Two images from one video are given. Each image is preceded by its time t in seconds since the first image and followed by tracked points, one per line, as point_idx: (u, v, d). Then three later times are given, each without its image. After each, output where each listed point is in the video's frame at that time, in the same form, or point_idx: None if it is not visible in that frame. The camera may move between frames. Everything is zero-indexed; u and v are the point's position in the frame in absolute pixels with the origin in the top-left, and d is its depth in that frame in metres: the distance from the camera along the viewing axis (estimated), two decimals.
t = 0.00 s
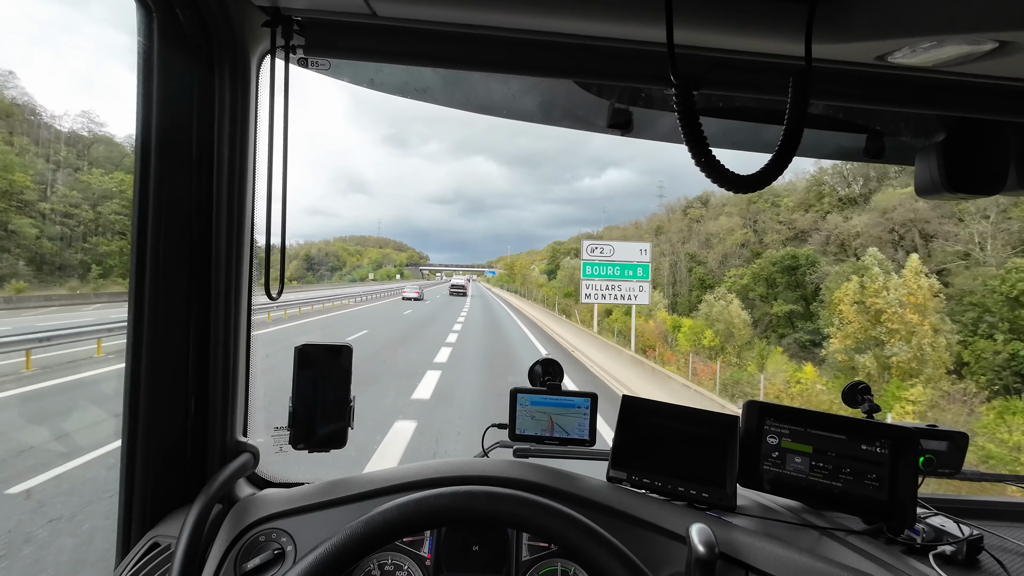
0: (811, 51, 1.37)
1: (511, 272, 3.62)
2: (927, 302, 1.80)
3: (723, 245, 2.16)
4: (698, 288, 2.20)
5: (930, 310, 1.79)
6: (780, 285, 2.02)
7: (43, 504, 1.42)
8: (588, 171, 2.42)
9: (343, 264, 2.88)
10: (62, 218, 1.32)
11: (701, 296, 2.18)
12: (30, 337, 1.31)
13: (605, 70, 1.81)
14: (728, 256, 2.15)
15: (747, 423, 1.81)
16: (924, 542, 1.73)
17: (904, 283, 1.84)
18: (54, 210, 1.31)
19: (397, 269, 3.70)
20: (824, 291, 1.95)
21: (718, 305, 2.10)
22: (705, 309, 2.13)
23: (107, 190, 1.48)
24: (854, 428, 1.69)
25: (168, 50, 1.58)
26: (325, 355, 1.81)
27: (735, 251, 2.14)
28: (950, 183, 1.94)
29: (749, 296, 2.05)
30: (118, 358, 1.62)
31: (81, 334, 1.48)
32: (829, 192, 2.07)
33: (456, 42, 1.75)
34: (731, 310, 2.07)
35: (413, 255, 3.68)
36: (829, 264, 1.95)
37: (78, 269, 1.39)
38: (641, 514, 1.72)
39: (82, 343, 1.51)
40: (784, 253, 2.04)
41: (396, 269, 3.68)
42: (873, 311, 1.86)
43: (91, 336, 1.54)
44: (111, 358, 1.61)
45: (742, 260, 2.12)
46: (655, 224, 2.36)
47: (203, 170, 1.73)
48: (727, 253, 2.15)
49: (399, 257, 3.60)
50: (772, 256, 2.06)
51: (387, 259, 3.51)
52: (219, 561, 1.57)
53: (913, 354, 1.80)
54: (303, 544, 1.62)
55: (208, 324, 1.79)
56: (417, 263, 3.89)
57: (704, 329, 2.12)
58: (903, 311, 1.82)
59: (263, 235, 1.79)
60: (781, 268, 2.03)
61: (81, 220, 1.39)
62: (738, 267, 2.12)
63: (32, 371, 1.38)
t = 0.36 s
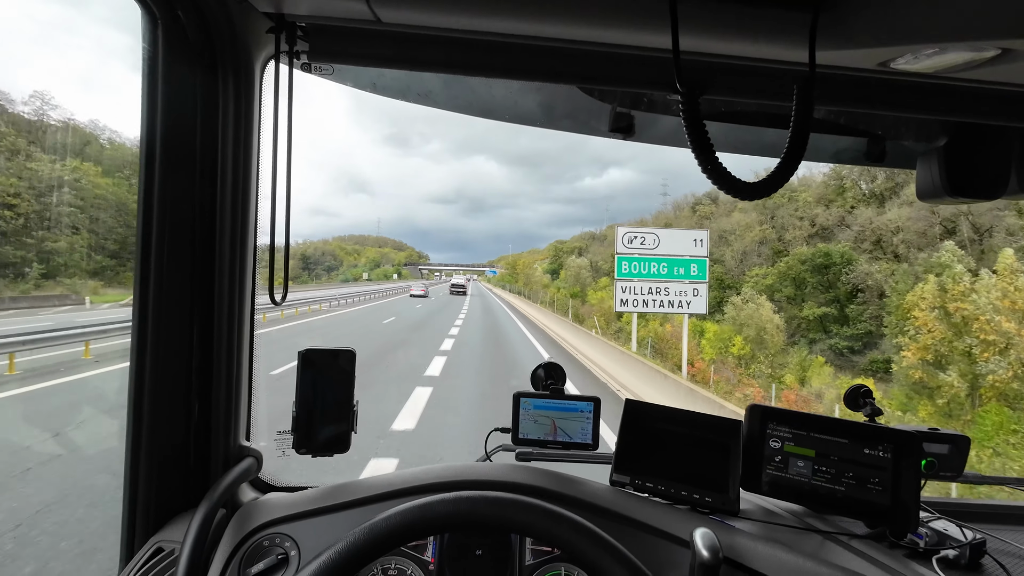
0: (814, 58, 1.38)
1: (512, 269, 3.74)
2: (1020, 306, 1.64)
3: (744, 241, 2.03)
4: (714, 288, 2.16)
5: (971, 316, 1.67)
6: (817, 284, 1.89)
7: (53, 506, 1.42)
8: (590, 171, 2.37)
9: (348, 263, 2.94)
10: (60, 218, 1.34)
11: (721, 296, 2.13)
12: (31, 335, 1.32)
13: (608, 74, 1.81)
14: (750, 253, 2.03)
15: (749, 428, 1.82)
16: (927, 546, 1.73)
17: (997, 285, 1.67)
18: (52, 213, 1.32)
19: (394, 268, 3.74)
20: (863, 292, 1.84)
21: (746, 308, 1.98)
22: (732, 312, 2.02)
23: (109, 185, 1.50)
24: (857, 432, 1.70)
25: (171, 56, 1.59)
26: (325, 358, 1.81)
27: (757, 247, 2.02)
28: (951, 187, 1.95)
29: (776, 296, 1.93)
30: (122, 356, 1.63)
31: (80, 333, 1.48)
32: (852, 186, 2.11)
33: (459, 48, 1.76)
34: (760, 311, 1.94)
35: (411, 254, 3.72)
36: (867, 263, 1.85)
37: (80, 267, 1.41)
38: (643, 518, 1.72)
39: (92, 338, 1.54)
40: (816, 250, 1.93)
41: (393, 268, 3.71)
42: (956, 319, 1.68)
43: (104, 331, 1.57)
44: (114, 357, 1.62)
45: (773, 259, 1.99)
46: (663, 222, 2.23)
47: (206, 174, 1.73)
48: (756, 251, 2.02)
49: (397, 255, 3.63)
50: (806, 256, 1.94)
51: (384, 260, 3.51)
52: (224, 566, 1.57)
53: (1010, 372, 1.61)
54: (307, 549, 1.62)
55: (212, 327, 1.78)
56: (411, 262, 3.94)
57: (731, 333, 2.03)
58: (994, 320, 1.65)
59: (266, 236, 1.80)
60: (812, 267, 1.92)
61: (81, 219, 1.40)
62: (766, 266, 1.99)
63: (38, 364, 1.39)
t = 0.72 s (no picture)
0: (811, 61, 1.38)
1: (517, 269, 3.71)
2: None
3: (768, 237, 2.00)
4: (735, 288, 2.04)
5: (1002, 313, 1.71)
6: (858, 286, 1.87)
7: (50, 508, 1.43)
8: (590, 171, 2.37)
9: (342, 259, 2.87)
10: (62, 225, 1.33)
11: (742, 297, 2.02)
12: (31, 341, 1.32)
13: (605, 77, 1.81)
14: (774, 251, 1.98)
15: (747, 428, 1.82)
16: (923, 547, 1.74)
17: None
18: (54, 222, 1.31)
19: (392, 268, 3.75)
20: (911, 292, 1.75)
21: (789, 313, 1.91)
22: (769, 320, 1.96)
23: (107, 188, 1.48)
24: (854, 433, 1.70)
25: (170, 56, 1.58)
26: (324, 360, 1.81)
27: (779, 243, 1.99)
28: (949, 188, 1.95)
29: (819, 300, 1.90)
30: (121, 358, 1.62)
31: (76, 336, 1.47)
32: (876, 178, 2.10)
33: (457, 50, 1.76)
34: (801, 312, 1.94)
35: (409, 253, 3.74)
36: (913, 262, 1.79)
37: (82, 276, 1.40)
38: (640, 520, 1.73)
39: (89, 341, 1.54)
40: (851, 247, 1.89)
41: (391, 268, 3.73)
42: None
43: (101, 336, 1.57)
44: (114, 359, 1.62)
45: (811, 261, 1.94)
46: (670, 219, 2.12)
47: (204, 178, 1.73)
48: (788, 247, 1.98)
49: (395, 255, 3.65)
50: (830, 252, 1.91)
51: (382, 260, 3.52)
52: (222, 567, 1.58)
53: None
54: (305, 551, 1.62)
55: (210, 330, 1.79)
56: (412, 262, 3.98)
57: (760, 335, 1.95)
58: None
59: (265, 234, 1.82)
60: (848, 267, 1.90)
61: (83, 226, 1.39)
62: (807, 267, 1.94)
63: (35, 372, 1.38)
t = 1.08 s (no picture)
0: (796, 66, 1.40)
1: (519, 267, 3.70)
2: None
3: (788, 233, 1.90)
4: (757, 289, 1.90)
5: None
6: (902, 286, 1.77)
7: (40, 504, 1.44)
8: (590, 171, 2.42)
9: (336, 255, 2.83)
10: (61, 225, 1.34)
11: (765, 299, 1.89)
12: (24, 342, 1.32)
13: (596, 80, 1.83)
14: (799, 248, 1.88)
15: (738, 428, 1.83)
16: (912, 545, 1.75)
17: None
18: (53, 224, 1.33)
19: (389, 268, 3.78)
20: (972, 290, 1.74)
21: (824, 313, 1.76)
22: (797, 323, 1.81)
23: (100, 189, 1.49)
24: (844, 432, 1.72)
25: (165, 60, 1.60)
26: (319, 361, 1.83)
27: (805, 238, 1.88)
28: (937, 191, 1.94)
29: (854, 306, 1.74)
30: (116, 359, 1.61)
31: (70, 335, 1.48)
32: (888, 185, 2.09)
33: (450, 54, 1.77)
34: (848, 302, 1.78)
35: (406, 253, 3.76)
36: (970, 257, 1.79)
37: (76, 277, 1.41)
38: (633, 519, 1.74)
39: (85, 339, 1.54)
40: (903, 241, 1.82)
41: (387, 269, 3.75)
42: None
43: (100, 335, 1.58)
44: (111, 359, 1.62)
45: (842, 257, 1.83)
46: (678, 218, 2.14)
47: (199, 180, 1.74)
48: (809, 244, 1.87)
49: (394, 255, 3.69)
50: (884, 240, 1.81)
51: (379, 260, 3.53)
52: (216, 567, 1.58)
53: None
54: (298, 551, 1.63)
55: (204, 330, 1.80)
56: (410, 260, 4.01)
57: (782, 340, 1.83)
58: None
59: (259, 233, 1.83)
60: (894, 265, 1.78)
61: (79, 226, 1.40)
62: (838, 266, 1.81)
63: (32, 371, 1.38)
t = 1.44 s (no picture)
0: (804, 51, 1.37)
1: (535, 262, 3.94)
2: None
3: (820, 225, 2.01)
4: (787, 289, 2.01)
5: None
6: (962, 286, 1.75)
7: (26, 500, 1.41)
8: (591, 168, 2.53)
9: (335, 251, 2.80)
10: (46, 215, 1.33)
11: (796, 299, 1.99)
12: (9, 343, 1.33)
13: (597, 68, 1.80)
14: (828, 244, 1.98)
15: (739, 422, 1.81)
16: (915, 540, 1.73)
17: None
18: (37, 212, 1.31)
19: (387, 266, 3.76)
20: None
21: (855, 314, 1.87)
22: (831, 328, 1.89)
23: (87, 182, 1.45)
24: (847, 427, 1.69)
25: (153, 47, 1.55)
26: (314, 356, 1.79)
27: (836, 234, 1.99)
28: (941, 180, 1.95)
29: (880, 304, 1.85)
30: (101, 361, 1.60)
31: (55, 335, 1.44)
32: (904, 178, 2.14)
33: (447, 40, 1.74)
34: (892, 302, 1.84)
35: (404, 252, 3.75)
36: None
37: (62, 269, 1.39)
38: (633, 514, 1.72)
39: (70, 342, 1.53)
40: (961, 238, 1.83)
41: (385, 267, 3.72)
42: None
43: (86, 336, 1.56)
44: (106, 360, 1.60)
45: (876, 255, 1.94)
46: (687, 215, 2.35)
47: (191, 172, 1.71)
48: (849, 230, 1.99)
49: (393, 253, 3.68)
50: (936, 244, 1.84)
51: (378, 257, 3.52)
52: (210, 563, 1.56)
53: None
54: (294, 546, 1.61)
55: (198, 324, 1.76)
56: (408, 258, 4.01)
57: (840, 351, 1.85)
58: None
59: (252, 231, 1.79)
60: (953, 263, 1.80)
61: (65, 217, 1.38)
62: (875, 268, 1.91)
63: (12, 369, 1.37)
